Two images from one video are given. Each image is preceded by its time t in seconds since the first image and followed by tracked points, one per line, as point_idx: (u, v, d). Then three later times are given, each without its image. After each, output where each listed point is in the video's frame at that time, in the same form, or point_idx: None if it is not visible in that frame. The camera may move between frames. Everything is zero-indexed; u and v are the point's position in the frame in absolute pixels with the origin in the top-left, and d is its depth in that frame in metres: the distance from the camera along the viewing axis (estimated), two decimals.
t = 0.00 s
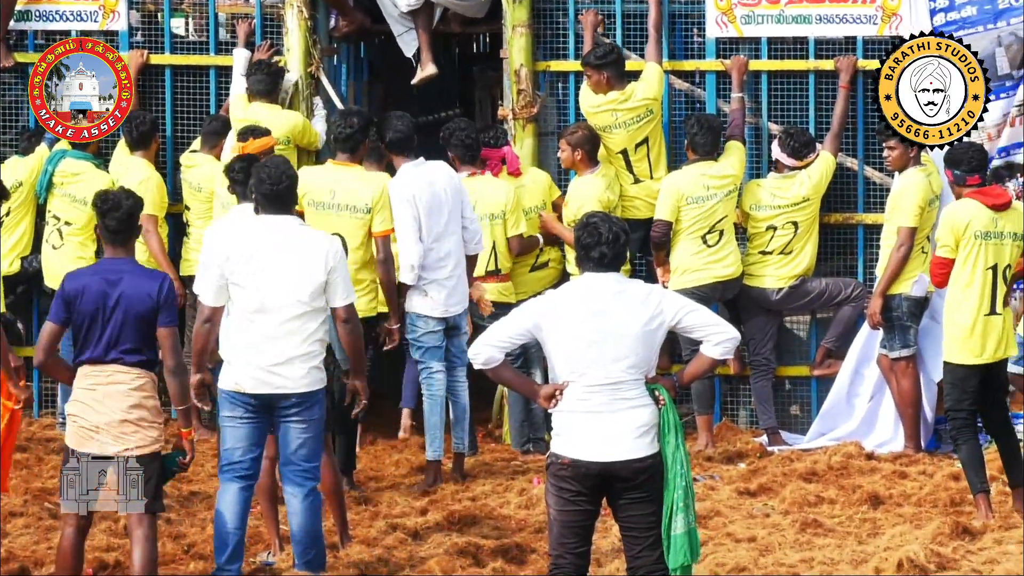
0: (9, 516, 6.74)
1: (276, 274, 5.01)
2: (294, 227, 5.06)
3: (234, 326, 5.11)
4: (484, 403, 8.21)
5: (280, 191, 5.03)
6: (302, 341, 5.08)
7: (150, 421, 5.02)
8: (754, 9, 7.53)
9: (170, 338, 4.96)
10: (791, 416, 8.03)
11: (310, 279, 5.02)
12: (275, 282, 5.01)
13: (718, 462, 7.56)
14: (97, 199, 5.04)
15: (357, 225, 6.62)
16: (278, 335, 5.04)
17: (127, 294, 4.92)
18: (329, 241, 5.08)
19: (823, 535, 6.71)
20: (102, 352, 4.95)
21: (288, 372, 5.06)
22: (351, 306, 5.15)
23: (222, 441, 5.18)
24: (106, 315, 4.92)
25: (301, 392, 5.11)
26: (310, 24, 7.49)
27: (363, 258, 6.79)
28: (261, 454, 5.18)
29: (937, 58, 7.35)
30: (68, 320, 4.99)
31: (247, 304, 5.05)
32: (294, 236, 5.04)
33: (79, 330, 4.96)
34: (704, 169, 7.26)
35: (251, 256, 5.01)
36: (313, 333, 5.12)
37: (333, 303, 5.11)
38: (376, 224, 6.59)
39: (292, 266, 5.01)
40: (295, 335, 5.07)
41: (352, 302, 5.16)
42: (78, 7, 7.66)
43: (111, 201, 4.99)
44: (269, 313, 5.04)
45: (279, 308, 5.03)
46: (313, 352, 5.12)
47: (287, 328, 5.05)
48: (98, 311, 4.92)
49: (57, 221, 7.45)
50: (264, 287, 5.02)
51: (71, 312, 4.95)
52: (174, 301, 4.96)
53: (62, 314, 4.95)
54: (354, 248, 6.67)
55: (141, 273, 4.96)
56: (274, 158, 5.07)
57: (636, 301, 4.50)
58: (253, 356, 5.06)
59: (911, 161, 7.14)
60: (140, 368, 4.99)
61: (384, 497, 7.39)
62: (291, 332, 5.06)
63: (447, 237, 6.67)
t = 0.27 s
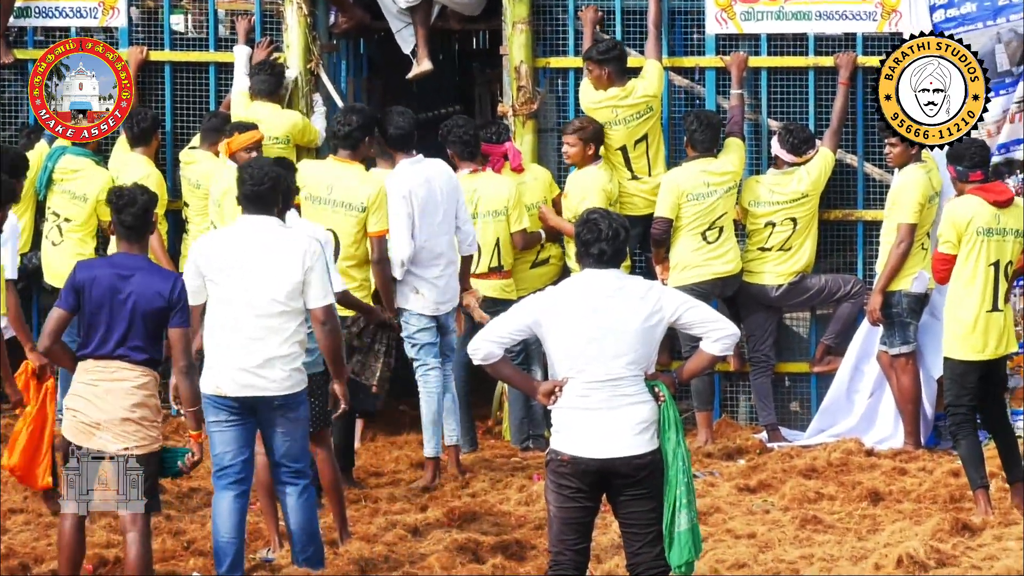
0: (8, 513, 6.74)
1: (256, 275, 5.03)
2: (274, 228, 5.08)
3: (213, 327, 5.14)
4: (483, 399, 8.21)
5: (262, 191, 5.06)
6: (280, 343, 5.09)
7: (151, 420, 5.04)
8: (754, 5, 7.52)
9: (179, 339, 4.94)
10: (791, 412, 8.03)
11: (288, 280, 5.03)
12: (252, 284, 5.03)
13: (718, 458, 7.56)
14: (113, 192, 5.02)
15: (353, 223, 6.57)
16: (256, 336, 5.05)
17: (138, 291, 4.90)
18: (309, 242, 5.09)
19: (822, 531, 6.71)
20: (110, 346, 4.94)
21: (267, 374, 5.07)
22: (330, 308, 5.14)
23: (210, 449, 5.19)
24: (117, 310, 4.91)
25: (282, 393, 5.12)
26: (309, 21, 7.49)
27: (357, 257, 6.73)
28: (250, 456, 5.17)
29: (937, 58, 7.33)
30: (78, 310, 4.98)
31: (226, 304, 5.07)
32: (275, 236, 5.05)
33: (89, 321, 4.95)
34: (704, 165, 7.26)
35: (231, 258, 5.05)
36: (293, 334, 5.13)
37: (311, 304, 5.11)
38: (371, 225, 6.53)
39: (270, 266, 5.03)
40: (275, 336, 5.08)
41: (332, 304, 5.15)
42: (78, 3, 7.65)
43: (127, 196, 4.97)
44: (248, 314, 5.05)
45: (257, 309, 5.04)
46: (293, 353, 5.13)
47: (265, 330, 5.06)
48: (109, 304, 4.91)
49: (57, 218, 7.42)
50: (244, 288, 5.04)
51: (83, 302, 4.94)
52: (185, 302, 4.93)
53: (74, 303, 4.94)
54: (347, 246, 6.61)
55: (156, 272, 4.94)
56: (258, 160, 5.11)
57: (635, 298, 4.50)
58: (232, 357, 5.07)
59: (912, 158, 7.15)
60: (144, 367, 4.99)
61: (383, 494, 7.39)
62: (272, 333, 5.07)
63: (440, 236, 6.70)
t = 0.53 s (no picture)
0: (9, 510, 6.74)
1: (241, 272, 5.02)
2: (262, 226, 5.06)
3: (202, 326, 5.15)
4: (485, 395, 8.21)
5: (248, 188, 5.04)
6: (266, 341, 5.07)
7: (139, 420, 5.01)
8: (754, 1, 7.51)
9: (164, 338, 4.89)
10: (792, 408, 8.03)
11: (273, 278, 5.01)
12: (236, 282, 5.03)
13: (719, 455, 7.56)
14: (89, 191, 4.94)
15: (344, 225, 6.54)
16: (243, 334, 5.05)
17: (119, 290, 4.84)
18: (293, 240, 5.05)
19: (824, 527, 6.71)
20: (95, 347, 4.88)
21: (252, 371, 5.06)
22: (313, 304, 5.06)
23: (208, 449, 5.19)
24: (100, 311, 4.85)
25: (272, 390, 5.12)
26: (310, 17, 7.49)
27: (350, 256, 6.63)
28: (247, 455, 5.17)
29: (937, 58, 7.32)
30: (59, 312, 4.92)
31: (212, 302, 5.08)
32: (260, 233, 5.03)
33: (72, 323, 4.88)
34: (705, 163, 7.26)
35: (219, 255, 5.05)
36: (279, 331, 5.10)
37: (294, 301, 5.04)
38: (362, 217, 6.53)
39: (253, 265, 5.01)
40: (260, 333, 5.06)
41: (315, 300, 5.07)
42: None
43: (106, 194, 4.90)
44: (234, 313, 5.05)
45: (242, 308, 5.04)
46: (280, 352, 5.10)
47: (250, 328, 5.05)
48: (93, 305, 4.84)
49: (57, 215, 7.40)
50: (231, 284, 5.03)
51: (65, 304, 4.87)
52: (169, 300, 4.87)
53: (56, 305, 4.87)
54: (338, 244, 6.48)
55: (137, 269, 4.88)
56: (244, 158, 5.09)
57: (636, 294, 4.49)
58: (219, 356, 5.08)
59: (916, 154, 7.13)
60: (130, 367, 4.95)
61: (384, 490, 7.40)
62: (258, 330, 5.06)
63: (434, 233, 6.69)
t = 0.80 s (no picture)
0: (10, 506, 6.74)
1: (252, 268, 5.06)
2: (271, 221, 5.12)
3: (212, 324, 5.17)
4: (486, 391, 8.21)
5: (253, 183, 5.09)
6: (280, 338, 5.11)
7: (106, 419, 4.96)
8: None
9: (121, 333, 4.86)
10: (793, 404, 8.04)
11: (288, 273, 5.07)
12: (250, 279, 5.05)
13: (720, 451, 7.57)
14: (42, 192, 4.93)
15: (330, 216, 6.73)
16: (257, 331, 5.08)
17: (74, 287, 4.81)
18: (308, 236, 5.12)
19: (824, 523, 6.72)
20: (55, 347, 4.86)
21: (267, 367, 5.09)
22: (332, 298, 5.17)
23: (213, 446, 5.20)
24: (55, 311, 4.82)
25: (283, 387, 5.14)
26: (311, 13, 7.48)
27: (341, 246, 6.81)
28: (252, 453, 5.18)
29: (937, 58, 7.33)
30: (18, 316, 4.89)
31: (221, 300, 5.10)
32: (272, 229, 5.09)
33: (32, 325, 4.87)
34: (708, 160, 7.27)
35: (228, 251, 5.09)
36: (292, 327, 5.14)
37: (313, 295, 5.14)
38: (343, 207, 6.69)
39: (270, 261, 5.07)
40: (273, 329, 5.10)
41: (332, 295, 5.18)
42: None
43: (58, 192, 4.89)
44: (247, 310, 5.08)
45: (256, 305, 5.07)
46: (295, 349, 5.15)
47: (265, 325, 5.09)
48: (46, 305, 4.82)
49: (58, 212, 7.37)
50: (241, 280, 5.07)
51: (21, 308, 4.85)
52: (122, 295, 4.84)
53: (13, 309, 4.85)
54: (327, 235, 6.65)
55: (90, 266, 4.85)
56: (251, 154, 5.13)
57: (637, 289, 4.49)
58: (231, 353, 5.09)
59: (923, 153, 7.15)
60: (94, 366, 4.91)
61: (385, 486, 7.40)
62: (269, 326, 5.10)
63: (430, 231, 6.70)
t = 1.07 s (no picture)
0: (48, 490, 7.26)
1: (279, 266, 5.58)
2: (296, 223, 5.64)
3: (241, 319, 5.68)
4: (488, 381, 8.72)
5: (281, 187, 5.61)
6: (305, 332, 5.64)
7: (108, 402, 5.35)
8: (742, 13, 7.99)
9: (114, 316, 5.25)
10: (776, 395, 8.52)
11: (312, 271, 5.60)
12: (278, 278, 5.57)
13: (707, 438, 8.09)
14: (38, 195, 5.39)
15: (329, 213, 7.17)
16: (285, 327, 5.61)
17: (72, 279, 5.23)
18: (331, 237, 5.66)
19: (805, 506, 7.24)
20: (58, 337, 5.27)
21: (292, 358, 5.61)
22: (354, 295, 5.75)
23: (240, 433, 5.76)
24: (55, 303, 5.24)
25: (306, 376, 5.66)
26: (324, 27, 7.96)
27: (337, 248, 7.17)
28: (275, 440, 5.74)
29: (937, 57, 7.73)
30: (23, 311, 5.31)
31: (250, 296, 5.62)
32: (298, 230, 5.62)
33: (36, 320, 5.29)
34: (698, 164, 7.74)
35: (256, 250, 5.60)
36: (316, 321, 5.67)
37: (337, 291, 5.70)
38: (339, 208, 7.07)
39: (296, 262, 5.59)
40: (299, 322, 5.62)
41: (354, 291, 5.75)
42: (106, 11, 8.09)
43: (51, 193, 5.33)
44: (275, 306, 5.60)
45: (284, 302, 5.60)
46: (319, 341, 5.69)
47: (292, 320, 5.61)
48: (47, 298, 5.24)
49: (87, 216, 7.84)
50: (269, 278, 5.58)
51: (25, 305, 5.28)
52: (114, 280, 5.26)
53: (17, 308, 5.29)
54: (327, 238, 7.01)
55: (84, 258, 5.26)
56: (277, 160, 5.65)
57: (631, 288, 4.99)
58: (260, 347, 5.61)
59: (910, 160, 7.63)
60: (95, 353, 5.32)
61: (394, 471, 7.92)
62: (295, 320, 5.62)
63: (429, 230, 7.20)
